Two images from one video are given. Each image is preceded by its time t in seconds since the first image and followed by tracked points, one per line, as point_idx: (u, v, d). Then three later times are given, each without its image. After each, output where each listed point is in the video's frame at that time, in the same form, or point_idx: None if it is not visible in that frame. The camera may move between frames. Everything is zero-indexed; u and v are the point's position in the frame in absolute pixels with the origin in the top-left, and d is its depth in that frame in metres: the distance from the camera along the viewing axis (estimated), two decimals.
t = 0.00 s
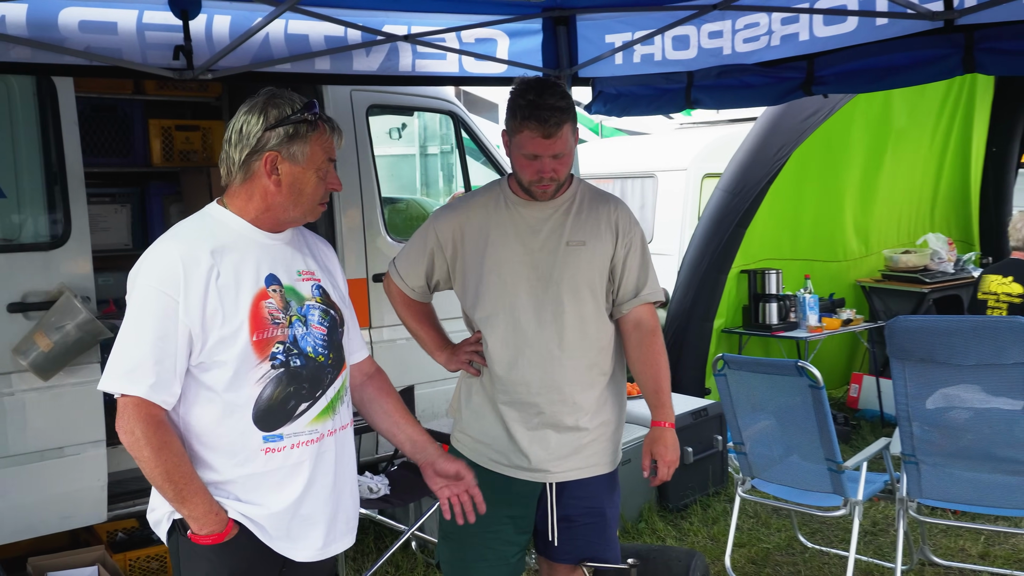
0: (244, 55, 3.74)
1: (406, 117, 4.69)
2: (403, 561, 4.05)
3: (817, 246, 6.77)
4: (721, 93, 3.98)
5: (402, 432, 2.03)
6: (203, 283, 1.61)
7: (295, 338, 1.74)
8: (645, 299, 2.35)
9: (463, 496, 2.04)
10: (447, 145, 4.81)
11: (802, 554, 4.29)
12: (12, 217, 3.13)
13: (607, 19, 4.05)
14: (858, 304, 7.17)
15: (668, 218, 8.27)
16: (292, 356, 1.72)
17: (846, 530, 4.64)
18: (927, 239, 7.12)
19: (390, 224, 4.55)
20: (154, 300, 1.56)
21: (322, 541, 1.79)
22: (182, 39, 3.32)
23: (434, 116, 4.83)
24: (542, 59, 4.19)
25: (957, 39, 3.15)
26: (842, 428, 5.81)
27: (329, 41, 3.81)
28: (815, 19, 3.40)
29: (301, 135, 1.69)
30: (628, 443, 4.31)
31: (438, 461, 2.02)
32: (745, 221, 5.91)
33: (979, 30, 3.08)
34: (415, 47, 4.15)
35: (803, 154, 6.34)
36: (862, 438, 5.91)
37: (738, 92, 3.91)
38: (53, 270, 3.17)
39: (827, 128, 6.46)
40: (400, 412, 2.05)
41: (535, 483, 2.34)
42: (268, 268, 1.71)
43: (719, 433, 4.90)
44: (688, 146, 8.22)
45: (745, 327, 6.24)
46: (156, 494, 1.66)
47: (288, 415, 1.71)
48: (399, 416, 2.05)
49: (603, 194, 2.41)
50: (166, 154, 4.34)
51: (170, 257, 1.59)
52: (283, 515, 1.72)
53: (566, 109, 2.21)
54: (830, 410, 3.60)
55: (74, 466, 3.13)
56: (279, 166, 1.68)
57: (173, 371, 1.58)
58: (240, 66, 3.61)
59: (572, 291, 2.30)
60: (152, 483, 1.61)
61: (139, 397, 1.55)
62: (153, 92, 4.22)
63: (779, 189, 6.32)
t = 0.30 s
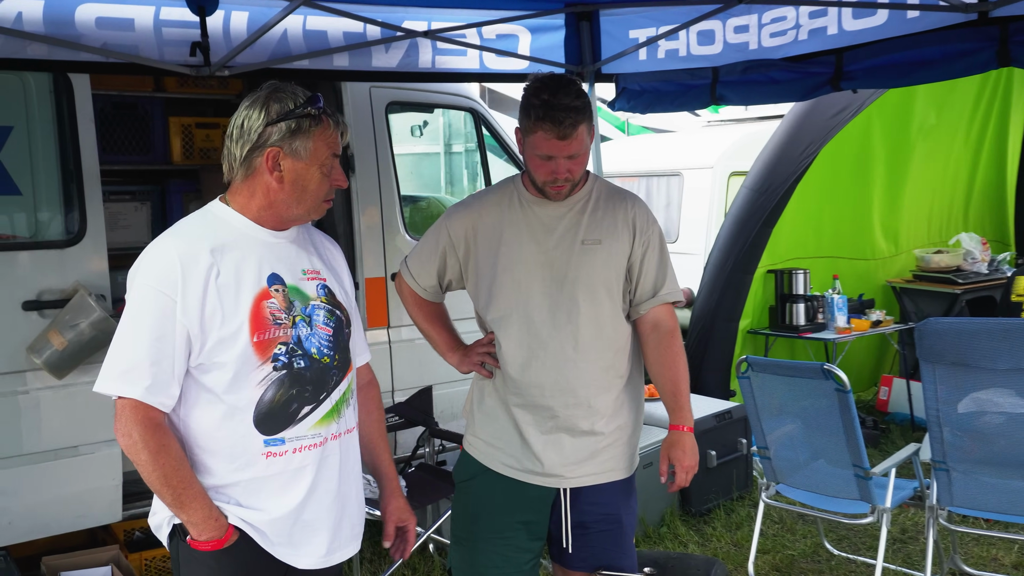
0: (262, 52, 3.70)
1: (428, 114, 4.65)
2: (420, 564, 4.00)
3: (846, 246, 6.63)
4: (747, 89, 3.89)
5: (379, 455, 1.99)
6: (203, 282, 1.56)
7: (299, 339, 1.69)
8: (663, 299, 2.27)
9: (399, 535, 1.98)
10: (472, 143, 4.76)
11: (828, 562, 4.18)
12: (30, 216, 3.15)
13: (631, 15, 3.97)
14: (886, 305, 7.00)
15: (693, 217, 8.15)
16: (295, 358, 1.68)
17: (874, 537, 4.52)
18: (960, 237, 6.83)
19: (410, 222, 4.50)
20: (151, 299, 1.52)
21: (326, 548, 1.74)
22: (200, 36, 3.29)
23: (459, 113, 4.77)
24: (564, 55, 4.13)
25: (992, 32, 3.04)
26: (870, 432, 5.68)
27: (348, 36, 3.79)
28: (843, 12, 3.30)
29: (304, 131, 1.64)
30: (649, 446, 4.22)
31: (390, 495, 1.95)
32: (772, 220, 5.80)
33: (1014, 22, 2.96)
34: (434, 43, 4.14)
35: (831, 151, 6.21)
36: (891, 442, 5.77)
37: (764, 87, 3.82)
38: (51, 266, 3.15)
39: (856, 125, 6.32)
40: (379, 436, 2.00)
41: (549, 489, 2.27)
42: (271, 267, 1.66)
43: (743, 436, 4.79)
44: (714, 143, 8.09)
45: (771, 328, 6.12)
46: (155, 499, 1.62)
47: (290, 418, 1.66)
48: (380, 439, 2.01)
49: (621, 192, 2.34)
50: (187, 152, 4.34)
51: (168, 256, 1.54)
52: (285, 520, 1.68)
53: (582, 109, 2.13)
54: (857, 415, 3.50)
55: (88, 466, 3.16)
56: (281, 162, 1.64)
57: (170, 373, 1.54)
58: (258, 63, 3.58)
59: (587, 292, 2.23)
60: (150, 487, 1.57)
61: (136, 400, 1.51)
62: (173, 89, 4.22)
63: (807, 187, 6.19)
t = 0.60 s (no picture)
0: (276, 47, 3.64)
1: (446, 111, 4.61)
2: (434, 567, 3.95)
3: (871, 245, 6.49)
4: (770, 84, 3.80)
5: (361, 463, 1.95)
6: (204, 279, 1.50)
7: (303, 338, 1.63)
8: (679, 299, 2.20)
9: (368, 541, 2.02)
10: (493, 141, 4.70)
11: (851, 569, 4.07)
12: (44, 214, 3.14)
13: (653, 9, 3.89)
14: (911, 305, 6.85)
15: (716, 216, 8.05)
16: (299, 358, 1.62)
17: (899, 543, 4.40)
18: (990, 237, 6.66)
19: (427, 220, 4.45)
20: (150, 298, 1.46)
21: (330, 553, 1.68)
22: (213, 31, 3.24)
23: (479, 111, 4.71)
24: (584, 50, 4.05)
25: None
26: (896, 435, 5.55)
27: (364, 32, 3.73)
28: (870, 4, 3.19)
29: (287, 114, 1.58)
30: (668, 449, 4.15)
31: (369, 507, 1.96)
32: (796, 218, 5.69)
33: None
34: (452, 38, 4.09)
35: (856, 149, 6.08)
36: (918, 446, 5.63)
37: (788, 83, 3.72)
38: (64, 264, 3.15)
39: (882, 121, 6.19)
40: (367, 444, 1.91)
41: (560, 494, 2.21)
42: (273, 264, 1.61)
43: (765, 439, 4.69)
44: (737, 140, 7.97)
45: (794, 329, 6.01)
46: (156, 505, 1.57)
47: (294, 420, 1.60)
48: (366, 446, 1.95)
49: (636, 188, 2.28)
50: (203, 149, 4.32)
51: (167, 253, 1.48)
52: (288, 524, 1.62)
53: (594, 98, 2.09)
54: (883, 419, 3.40)
55: (99, 465, 3.17)
56: (265, 149, 1.59)
57: (171, 375, 1.48)
58: (272, 58, 3.53)
59: (601, 291, 2.16)
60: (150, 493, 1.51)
61: (136, 403, 1.45)
62: (190, 86, 4.19)
63: (832, 186, 6.06)
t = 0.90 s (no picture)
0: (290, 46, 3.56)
1: (463, 112, 4.58)
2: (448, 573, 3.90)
3: (896, 247, 6.37)
4: (791, 83, 3.72)
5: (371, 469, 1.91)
6: (200, 284, 1.47)
7: (304, 343, 1.59)
8: (694, 304, 2.13)
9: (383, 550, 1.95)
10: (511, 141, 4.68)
11: None
12: (58, 216, 3.15)
13: (672, 7, 3.82)
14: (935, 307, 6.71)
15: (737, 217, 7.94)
16: (298, 363, 1.57)
17: (924, 553, 4.30)
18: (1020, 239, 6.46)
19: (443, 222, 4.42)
20: (145, 304, 1.42)
21: (334, 564, 1.62)
22: (227, 31, 3.21)
23: (496, 111, 4.68)
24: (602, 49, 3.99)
25: None
26: (921, 441, 5.42)
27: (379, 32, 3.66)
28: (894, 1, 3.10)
29: (272, 112, 1.56)
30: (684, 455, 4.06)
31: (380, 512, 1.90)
32: (819, 219, 5.58)
33: None
34: (468, 37, 3.98)
35: (881, 149, 5.96)
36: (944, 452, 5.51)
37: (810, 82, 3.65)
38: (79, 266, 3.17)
39: (907, 121, 6.06)
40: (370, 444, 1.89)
41: (572, 504, 2.15)
42: (272, 268, 1.57)
43: (786, 445, 4.59)
44: (759, 141, 7.86)
45: (817, 332, 5.90)
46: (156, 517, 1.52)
47: (294, 428, 1.56)
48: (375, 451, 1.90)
49: (649, 189, 2.22)
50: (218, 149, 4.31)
51: (162, 257, 1.45)
52: (289, 535, 1.56)
53: (599, 94, 2.06)
54: (906, 426, 3.30)
55: (111, 469, 3.17)
56: (251, 148, 1.57)
57: (168, 383, 1.44)
58: (287, 57, 3.49)
59: (612, 295, 2.11)
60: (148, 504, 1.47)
61: (133, 412, 1.41)
62: (205, 86, 4.21)
63: (856, 186, 5.95)
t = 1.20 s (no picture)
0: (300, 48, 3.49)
1: (477, 112, 4.54)
2: None
3: (917, 249, 6.24)
4: (809, 83, 3.64)
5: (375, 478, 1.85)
6: (188, 292, 1.44)
7: (295, 351, 1.56)
8: (703, 311, 2.07)
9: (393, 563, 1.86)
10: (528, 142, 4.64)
11: None
12: (66, 219, 3.17)
13: (689, 7, 3.76)
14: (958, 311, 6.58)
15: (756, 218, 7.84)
16: (289, 372, 1.54)
17: (945, 564, 4.19)
18: None
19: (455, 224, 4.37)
20: (132, 312, 1.40)
21: None
22: (236, 32, 3.18)
23: (510, 112, 4.63)
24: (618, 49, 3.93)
25: None
26: (942, 448, 5.30)
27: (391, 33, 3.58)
28: None
29: (270, 116, 1.53)
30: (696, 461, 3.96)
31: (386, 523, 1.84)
32: (838, 222, 5.48)
33: None
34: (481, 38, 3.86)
35: (901, 150, 5.85)
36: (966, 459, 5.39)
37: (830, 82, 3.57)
38: (97, 271, 3.22)
39: (929, 121, 5.95)
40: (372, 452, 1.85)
41: (577, 515, 2.09)
42: (263, 276, 1.54)
43: (804, 451, 4.49)
44: (778, 141, 7.75)
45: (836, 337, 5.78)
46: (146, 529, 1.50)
47: (285, 439, 1.52)
48: (377, 458, 1.86)
49: (658, 193, 2.17)
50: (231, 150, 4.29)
51: (149, 264, 1.42)
52: (281, 548, 1.53)
53: (607, 96, 2.00)
54: (926, 435, 3.21)
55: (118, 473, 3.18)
56: (249, 154, 1.54)
57: (155, 393, 1.41)
58: (297, 58, 3.44)
59: (619, 301, 2.05)
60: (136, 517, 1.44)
61: (119, 423, 1.39)
62: (217, 88, 4.24)
63: (875, 188, 5.84)
